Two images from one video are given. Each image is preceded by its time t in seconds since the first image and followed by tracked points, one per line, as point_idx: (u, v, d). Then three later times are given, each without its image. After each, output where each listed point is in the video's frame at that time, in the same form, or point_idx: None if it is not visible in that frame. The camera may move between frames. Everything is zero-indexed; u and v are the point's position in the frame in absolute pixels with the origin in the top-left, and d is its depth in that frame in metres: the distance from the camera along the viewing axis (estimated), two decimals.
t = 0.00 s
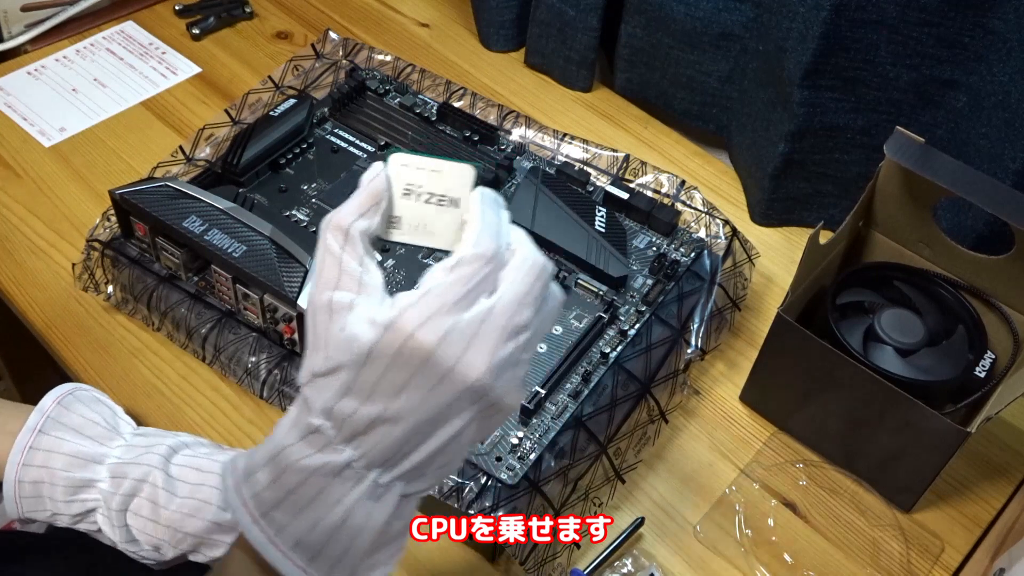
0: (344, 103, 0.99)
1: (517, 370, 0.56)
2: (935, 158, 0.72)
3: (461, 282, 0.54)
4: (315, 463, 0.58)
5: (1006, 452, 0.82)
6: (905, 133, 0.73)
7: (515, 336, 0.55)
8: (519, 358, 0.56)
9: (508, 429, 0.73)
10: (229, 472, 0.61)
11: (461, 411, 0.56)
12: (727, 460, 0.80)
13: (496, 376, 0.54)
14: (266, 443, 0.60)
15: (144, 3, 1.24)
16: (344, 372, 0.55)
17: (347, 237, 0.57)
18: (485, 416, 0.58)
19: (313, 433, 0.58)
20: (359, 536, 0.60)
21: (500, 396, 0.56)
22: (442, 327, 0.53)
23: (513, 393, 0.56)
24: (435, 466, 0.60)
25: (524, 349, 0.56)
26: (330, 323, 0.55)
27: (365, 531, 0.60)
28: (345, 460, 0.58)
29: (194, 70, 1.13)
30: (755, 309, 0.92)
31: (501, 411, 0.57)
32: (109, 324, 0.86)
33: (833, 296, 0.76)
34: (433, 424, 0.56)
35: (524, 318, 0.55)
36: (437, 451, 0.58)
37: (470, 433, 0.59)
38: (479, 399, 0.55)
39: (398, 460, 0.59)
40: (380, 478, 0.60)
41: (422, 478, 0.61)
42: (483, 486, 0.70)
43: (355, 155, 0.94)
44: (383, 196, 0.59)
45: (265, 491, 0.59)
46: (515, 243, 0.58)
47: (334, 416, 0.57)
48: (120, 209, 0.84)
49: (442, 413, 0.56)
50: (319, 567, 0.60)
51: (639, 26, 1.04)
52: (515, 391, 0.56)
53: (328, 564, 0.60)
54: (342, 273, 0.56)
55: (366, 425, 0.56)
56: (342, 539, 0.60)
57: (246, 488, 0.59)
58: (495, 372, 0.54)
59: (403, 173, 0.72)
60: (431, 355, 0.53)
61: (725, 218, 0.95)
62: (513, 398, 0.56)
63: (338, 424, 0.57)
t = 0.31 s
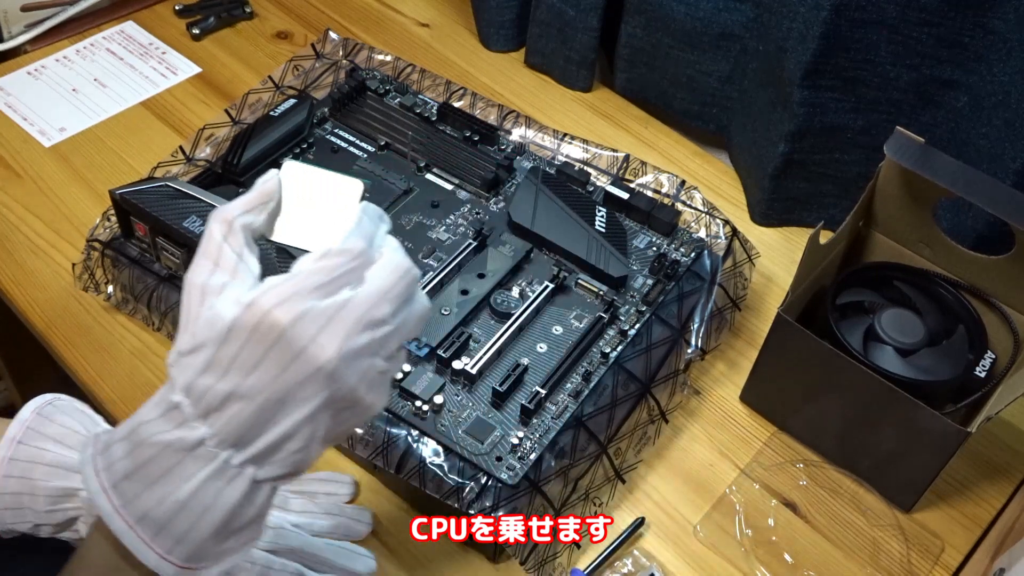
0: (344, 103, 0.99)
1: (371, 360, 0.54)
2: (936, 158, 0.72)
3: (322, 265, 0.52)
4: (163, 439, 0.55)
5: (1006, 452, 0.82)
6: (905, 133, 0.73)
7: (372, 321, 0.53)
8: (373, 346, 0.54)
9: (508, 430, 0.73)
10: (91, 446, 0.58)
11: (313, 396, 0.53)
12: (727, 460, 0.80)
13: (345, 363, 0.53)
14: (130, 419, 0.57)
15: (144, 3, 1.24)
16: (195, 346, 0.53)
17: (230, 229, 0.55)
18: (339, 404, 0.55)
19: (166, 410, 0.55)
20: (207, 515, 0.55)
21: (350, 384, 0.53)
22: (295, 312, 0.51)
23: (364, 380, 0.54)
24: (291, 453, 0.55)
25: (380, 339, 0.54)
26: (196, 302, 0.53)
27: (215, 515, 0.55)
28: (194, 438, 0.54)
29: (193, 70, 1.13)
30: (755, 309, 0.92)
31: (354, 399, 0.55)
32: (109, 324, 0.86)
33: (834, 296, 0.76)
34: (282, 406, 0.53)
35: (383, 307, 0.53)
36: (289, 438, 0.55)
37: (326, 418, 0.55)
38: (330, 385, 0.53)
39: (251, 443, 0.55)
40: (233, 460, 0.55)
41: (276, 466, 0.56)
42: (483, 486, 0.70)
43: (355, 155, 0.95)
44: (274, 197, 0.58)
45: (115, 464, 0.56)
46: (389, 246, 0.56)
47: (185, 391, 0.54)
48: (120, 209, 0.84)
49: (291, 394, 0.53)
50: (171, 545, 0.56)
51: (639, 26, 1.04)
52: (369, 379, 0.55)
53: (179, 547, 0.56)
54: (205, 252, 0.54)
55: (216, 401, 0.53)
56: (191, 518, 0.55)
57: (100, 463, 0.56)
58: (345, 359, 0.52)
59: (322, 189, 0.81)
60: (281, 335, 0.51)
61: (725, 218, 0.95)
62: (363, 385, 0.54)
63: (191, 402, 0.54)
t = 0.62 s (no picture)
0: (344, 103, 0.99)
1: (337, 321, 0.64)
2: (935, 158, 0.72)
3: (291, 231, 0.62)
4: (124, 390, 0.61)
5: (1005, 451, 0.82)
6: (904, 133, 0.73)
7: (337, 287, 0.63)
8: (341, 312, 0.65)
9: (508, 430, 0.73)
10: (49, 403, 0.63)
11: (270, 350, 0.61)
12: (727, 460, 0.80)
13: (302, 321, 0.61)
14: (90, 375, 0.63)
15: (144, 3, 1.24)
16: (166, 302, 0.61)
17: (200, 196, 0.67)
18: (293, 361, 0.62)
19: (134, 366, 0.62)
20: (161, 466, 0.60)
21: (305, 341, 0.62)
22: (259, 268, 0.59)
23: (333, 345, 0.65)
24: (245, 407, 0.62)
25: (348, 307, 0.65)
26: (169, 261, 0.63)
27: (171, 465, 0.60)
28: (155, 390, 0.61)
29: (192, 70, 1.13)
30: (755, 309, 0.92)
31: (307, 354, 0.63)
32: (109, 324, 0.86)
33: (834, 296, 0.76)
34: (240, 360, 0.61)
35: (347, 272, 0.63)
36: (245, 392, 0.61)
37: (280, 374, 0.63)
38: (287, 339, 0.61)
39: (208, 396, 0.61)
40: (189, 413, 0.61)
41: (231, 421, 0.62)
42: (483, 486, 0.70)
43: (355, 155, 0.95)
44: (240, 169, 0.71)
45: (77, 414, 0.61)
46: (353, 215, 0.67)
47: (153, 346, 0.61)
48: (120, 209, 0.84)
49: (249, 346, 0.60)
50: (124, 497, 0.59)
51: (639, 26, 1.04)
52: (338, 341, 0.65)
53: (131, 499, 0.60)
54: (194, 224, 0.64)
55: (179, 352, 0.60)
56: (145, 468, 0.59)
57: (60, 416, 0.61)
58: (304, 316, 0.61)
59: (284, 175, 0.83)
60: (244, 289, 0.60)
61: (725, 218, 0.95)
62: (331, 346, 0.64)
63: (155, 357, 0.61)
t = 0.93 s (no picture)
0: (344, 103, 0.99)
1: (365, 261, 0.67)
2: (935, 158, 0.72)
3: (336, 173, 0.67)
4: (156, 290, 0.59)
5: (1005, 451, 0.82)
6: (904, 133, 0.73)
7: (369, 230, 0.67)
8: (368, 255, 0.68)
9: (508, 430, 0.73)
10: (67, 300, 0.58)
11: (306, 270, 0.63)
12: (727, 460, 0.80)
13: (341, 248, 0.64)
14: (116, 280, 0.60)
15: (145, 3, 1.24)
16: (206, 217, 0.62)
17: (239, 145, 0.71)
18: (322, 289, 0.64)
19: (163, 274, 0.61)
20: (187, 364, 0.58)
21: (342, 270, 0.64)
22: (310, 189, 0.63)
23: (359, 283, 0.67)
24: (272, 326, 0.62)
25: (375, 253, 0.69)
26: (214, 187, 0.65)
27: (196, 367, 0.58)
28: (188, 291, 0.60)
29: (191, 70, 1.13)
30: (755, 308, 0.92)
31: (338, 286, 0.65)
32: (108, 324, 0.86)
33: (834, 296, 0.76)
34: (274, 275, 0.62)
35: (379, 218, 0.68)
36: (273, 307, 0.62)
37: (307, 300, 0.64)
38: (325, 262, 0.63)
39: (237, 309, 0.61)
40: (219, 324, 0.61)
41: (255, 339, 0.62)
42: (483, 486, 0.70)
43: (355, 155, 0.95)
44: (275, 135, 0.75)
45: (108, 302, 0.57)
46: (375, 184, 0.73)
47: (196, 253, 0.61)
48: (120, 209, 0.83)
49: (289, 261, 0.62)
50: (145, 388, 0.55)
51: (639, 26, 1.04)
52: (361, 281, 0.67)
53: (152, 392, 0.55)
54: (234, 166, 0.69)
55: (225, 258, 0.60)
56: (171, 362, 0.57)
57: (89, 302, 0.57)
58: (343, 242, 0.64)
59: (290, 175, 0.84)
60: (293, 205, 0.62)
61: (725, 218, 0.95)
62: (357, 284, 0.67)
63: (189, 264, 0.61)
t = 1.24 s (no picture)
0: (344, 103, 0.99)
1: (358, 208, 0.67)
2: (935, 158, 0.72)
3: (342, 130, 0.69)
4: (163, 217, 0.63)
5: (1005, 451, 0.82)
6: (904, 133, 0.73)
7: (366, 178, 0.68)
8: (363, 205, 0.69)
9: (508, 430, 0.73)
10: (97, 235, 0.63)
11: (298, 202, 0.63)
12: (727, 460, 0.80)
13: (330, 180, 0.64)
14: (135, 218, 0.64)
15: (145, 3, 1.24)
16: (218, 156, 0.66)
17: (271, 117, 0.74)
18: (314, 224, 0.64)
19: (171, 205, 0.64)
20: (179, 280, 0.60)
21: (332, 204, 0.64)
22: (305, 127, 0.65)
23: (353, 225, 0.66)
24: (265, 253, 0.63)
25: (371, 204, 0.69)
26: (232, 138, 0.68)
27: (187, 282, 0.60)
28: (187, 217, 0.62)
29: (191, 70, 1.13)
30: (755, 308, 0.92)
31: (327, 222, 0.64)
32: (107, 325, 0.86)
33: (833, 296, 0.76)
34: (268, 205, 0.63)
35: (375, 170, 0.69)
36: (264, 236, 0.63)
37: (299, 235, 0.64)
38: (316, 194, 0.64)
39: (233, 237, 0.63)
40: (217, 249, 0.63)
41: (249, 266, 0.63)
42: (483, 486, 0.70)
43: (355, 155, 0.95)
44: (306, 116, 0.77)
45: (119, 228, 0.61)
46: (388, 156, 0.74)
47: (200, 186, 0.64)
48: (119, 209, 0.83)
49: (282, 193, 0.63)
50: (138, 295, 0.58)
51: (638, 26, 1.04)
52: (356, 227, 0.67)
53: (143, 300, 0.58)
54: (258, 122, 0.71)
55: (225, 189, 0.63)
56: (164, 274, 0.59)
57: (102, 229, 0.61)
58: (334, 176, 0.64)
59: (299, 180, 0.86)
60: (286, 138, 0.64)
61: (725, 218, 0.95)
62: (352, 224, 0.66)
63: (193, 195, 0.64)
